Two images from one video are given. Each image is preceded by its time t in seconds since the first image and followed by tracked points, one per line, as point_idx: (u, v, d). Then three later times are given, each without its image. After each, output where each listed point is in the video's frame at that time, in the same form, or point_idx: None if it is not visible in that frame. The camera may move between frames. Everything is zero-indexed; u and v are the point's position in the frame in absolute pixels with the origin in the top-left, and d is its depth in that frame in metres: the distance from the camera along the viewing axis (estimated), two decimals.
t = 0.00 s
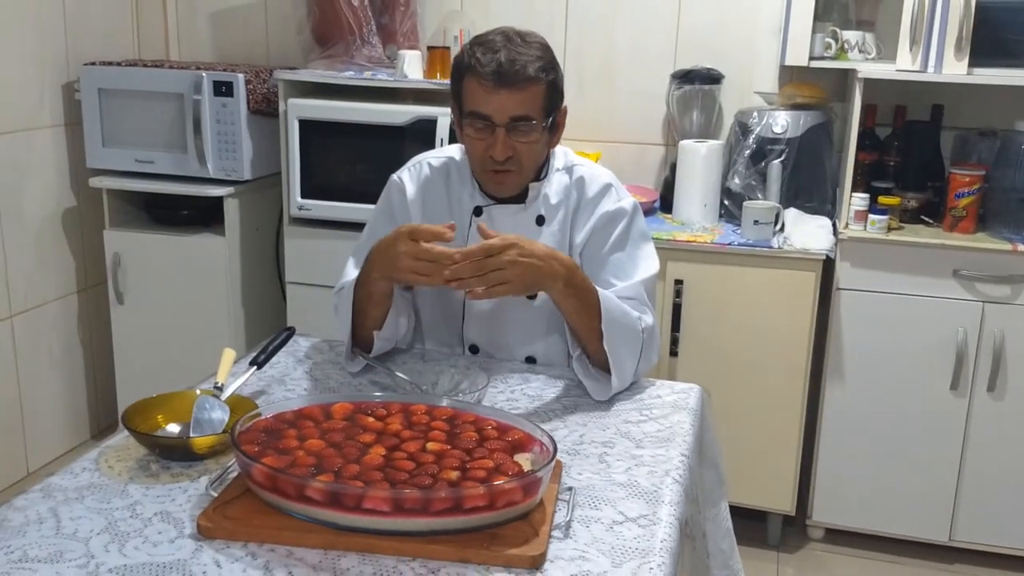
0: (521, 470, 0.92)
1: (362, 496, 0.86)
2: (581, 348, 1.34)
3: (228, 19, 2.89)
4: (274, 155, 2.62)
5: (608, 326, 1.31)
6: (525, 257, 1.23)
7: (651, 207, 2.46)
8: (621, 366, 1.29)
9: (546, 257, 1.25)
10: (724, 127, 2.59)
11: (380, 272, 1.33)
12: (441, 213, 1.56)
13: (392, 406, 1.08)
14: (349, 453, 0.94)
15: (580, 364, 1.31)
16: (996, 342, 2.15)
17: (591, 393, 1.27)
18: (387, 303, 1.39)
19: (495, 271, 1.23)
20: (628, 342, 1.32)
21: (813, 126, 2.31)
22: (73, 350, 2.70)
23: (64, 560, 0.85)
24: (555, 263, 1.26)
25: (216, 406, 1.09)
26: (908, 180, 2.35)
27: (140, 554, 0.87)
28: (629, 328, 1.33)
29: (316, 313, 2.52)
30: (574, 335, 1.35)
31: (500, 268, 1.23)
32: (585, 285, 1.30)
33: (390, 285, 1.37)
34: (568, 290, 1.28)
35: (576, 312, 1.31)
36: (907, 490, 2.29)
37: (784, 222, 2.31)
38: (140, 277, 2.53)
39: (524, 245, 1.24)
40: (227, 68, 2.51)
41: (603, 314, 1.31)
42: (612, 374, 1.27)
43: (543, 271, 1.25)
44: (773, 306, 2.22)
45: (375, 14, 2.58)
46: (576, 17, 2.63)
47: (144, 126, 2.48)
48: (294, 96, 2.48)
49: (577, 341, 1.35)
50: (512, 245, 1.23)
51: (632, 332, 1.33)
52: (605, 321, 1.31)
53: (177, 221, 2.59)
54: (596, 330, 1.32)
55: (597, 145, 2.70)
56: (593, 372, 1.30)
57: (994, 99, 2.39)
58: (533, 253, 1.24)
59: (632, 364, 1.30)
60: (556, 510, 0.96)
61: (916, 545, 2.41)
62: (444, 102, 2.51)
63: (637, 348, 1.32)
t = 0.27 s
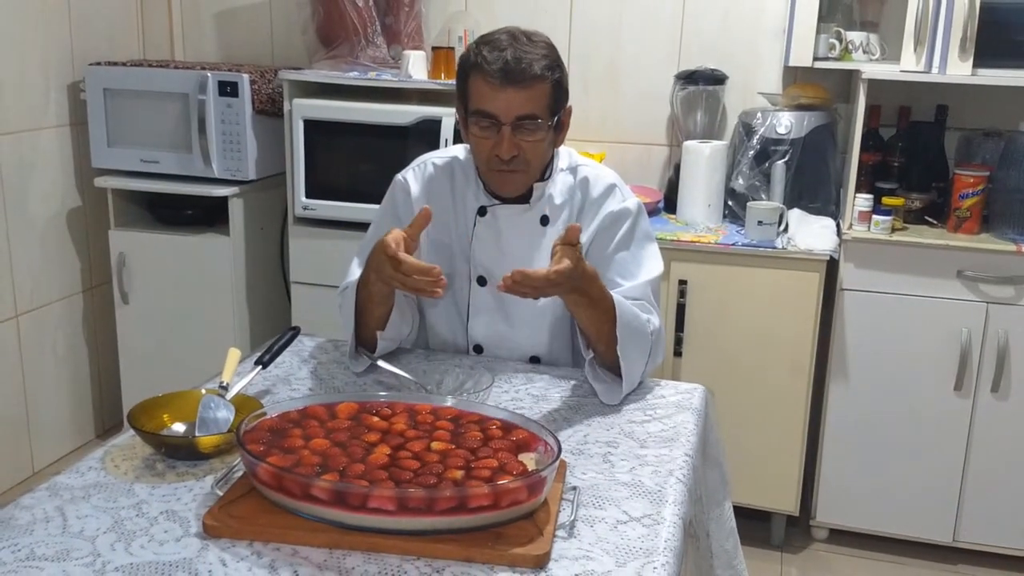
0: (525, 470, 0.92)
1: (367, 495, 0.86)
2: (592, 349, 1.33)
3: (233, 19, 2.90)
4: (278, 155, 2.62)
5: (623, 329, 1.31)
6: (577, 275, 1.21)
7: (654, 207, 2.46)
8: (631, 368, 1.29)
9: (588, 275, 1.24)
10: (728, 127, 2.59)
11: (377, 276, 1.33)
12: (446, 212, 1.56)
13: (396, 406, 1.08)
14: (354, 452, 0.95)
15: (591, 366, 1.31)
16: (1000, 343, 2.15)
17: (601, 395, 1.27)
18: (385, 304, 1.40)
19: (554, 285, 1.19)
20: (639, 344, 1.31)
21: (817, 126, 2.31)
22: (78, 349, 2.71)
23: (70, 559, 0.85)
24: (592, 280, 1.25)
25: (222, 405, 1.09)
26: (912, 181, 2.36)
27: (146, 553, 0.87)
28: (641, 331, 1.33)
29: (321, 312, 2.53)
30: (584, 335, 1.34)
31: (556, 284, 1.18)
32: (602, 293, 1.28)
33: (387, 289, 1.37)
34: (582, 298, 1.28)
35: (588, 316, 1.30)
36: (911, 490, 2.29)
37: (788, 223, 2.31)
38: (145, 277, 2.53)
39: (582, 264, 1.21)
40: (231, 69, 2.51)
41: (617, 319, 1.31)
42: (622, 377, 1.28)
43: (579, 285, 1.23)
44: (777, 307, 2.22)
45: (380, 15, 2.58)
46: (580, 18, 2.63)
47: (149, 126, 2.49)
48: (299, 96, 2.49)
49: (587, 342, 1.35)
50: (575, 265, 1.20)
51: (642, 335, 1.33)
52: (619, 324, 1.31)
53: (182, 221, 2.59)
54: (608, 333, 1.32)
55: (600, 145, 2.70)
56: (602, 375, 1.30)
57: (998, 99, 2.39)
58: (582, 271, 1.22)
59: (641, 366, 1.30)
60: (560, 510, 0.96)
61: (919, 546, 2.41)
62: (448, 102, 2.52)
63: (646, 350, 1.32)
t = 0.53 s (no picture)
0: (525, 469, 0.92)
1: (366, 495, 0.86)
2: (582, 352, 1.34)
3: (233, 19, 2.89)
4: (278, 155, 2.62)
5: (611, 330, 1.32)
6: (534, 271, 1.22)
7: (654, 207, 2.46)
8: (623, 369, 1.29)
9: (552, 272, 1.24)
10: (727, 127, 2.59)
11: (385, 277, 1.33)
12: (446, 213, 1.57)
13: (396, 405, 1.08)
14: (354, 452, 0.95)
15: (583, 367, 1.31)
16: (1000, 343, 2.15)
17: (594, 396, 1.27)
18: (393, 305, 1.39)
19: (507, 283, 1.21)
20: (631, 345, 1.32)
21: (817, 126, 2.31)
22: (78, 349, 2.70)
23: (69, 558, 0.85)
24: (559, 278, 1.25)
25: (221, 404, 1.09)
26: (912, 181, 2.36)
27: (145, 552, 0.87)
28: (631, 332, 1.33)
29: (320, 312, 2.52)
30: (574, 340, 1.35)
31: (506, 282, 1.21)
32: (586, 298, 1.31)
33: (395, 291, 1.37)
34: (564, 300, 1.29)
35: (573, 319, 1.31)
36: (911, 490, 2.28)
37: (787, 222, 2.31)
38: (145, 277, 2.53)
39: (535, 258, 1.22)
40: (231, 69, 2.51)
41: (603, 320, 1.32)
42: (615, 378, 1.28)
43: (546, 284, 1.24)
44: (777, 306, 2.22)
45: (379, 15, 2.58)
46: (579, 18, 2.63)
47: (148, 126, 2.49)
48: (299, 96, 2.49)
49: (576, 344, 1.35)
50: (528, 259, 1.21)
51: (633, 335, 1.33)
52: (607, 325, 1.32)
53: (182, 220, 2.59)
54: (596, 336, 1.32)
55: (600, 145, 2.70)
56: (595, 376, 1.30)
57: (998, 99, 2.39)
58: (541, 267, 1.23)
59: (635, 367, 1.30)
60: (560, 509, 0.96)
61: (920, 546, 2.41)
62: (448, 102, 2.52)
63: (640, 350, 1.32)
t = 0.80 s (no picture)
0: (528, 468, 0.92)
1: (369, 494, 0.86)
2: (575, 350, 1.34)
3: (234, 18, 2.89)
4: (280, 154, 2.62)
5: (603, 327, 1.32)
6: (502, 269, 1.24)
7: (656, 206, 2.46)
8: (619, 367, 1.29)
9: (526, 269, 1.25)
10: (730, 126, 2.59)
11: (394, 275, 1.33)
12: (448, 212, 1.56)
13: (399, 404, 1.08)
14: (356, 450, 0.94)
15: (577, 364, 1.31)
16: (1003, 341, 2.15)
17: (590, 393, 1.27)
18: (395, 303, 1.39)
19: (476, 280, 1.24)
20: (625, 343, 1.32)
21: (820, 124, 2.31)
22: (80, 348, 2.70)
23: (71, 557, 0.85)
24: (536, 275, 1.26)
25: (223, 403, 1.09)
26: (915, 179, 2.35)
27: (147, 551, 0.87)
28: (625, 330, 1.33)
29: (322, 311, 2.52)
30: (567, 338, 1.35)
31: (472, 279, 1.24)
32: (575, 295, 1.31)
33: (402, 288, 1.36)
34: (552, 298, 1.29)
35: (564, 317, 1.31)
36: (914, 489, 2.28)
37: (790, 222, 2.30)
38: (146, 276, 2.53)
39: (503, 255, 1.24)
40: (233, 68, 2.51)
41: (592, 318, 1.31)
42: (607, 374, 1.27)
43: (523, 281, 1.25)
44: (779, 305, 2.22)
45: (381, 13, 2.58)
46: (581, 16, 2.62)
47: (150, 125, 2.48)
48: (300, 95, 2.48)
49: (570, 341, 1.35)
50: (493, 257, 1.23)
51: (627, 334, 1.33)
52: (598, 322, 1.31)
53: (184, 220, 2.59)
54: (587, 334, 1.32)
55: (602, 144, 2.69)
56: (591, 372, 1.30)
57: (1001, 97, 2.38)
58: (512, 264, 1.24)
59: (632, 365, 1.30)
60: (563, 508, 0.95)
61: (923, 545, 2.41)
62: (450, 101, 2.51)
63: (637, 349, 1.32)
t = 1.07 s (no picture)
0: (529, 470, 0.92)
1: (370, 496, 0.86)
2: (575, 350, 1.33)
3: (235, 20, 2.89)
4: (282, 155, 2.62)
5: (601, 327, 1.32)
6: (496, 265, 1.26)
7: (658, 206, 2.45)
8: (619, 368, 1.29)
9: (521, 266, 1.26)
10: (731, 125, 2.58)
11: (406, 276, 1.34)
12: (450, 213, 1.56)
13: (400, 406, 1.08)
14: (357, 452, 0.94)
15: (577, 365, 1.31)
16: (1006, 341, 2.14)
17: (590, 393, 1.27)
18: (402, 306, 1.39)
19: (471, 275, 1.26)
20: (626, 343, 1.31)
21: (822, 124, 2.30)
22: (82, 349, 2.71)
23: (73, 560, 0.85)
24: (531, 273, 1.27)
25: (224, 405, 1.09)
26: (917, 179, 2.35)
27: (148, 554, 0.87)
28: (625, 331, 1.33)
29: (324, 312, 2.52)
30: (567, 338, 1.35)
31: (466, 275, 1.26)
32: (570, 292, 1.31)
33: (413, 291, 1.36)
34: (549, 298, 1.30)
35: (562, 316, 1.31)
36: (917, 489, 2.28)
37: (792, 221, 2.30)
38: (148, 277, 2.53)
39: (498, 252, 1.26)
40: (234, 69, 2.51)
41: (592, 318, 1.31)
42: (607, 374, 1.27)
43: (518, 279, 1.27)
44: (781, 305, 2.21)
45: (382, 15, 2.58)
46: (583, 17, 2.62)
47: (152, 126, 2.49)
48: (302, 96, 2.48)
49: (570, 343, 1.35)
50: (488, 253, 1.25)
51: (627, 334, 1.33)
52: (597, 322, 1.31)
53: (185, 221, 2.59)
54: (587, 335, 1.32)
55: (603, 144, 2.69)
56: (591, 372, 1.29)
57: (1003, 97, 2.38)
58: (508, 262, 1.26)
59: (632, 365, 1.30)
60: (564, 510, 0.95)
61: (926, 545, 2.40)
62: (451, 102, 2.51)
63: (637, 349, 1.32)
